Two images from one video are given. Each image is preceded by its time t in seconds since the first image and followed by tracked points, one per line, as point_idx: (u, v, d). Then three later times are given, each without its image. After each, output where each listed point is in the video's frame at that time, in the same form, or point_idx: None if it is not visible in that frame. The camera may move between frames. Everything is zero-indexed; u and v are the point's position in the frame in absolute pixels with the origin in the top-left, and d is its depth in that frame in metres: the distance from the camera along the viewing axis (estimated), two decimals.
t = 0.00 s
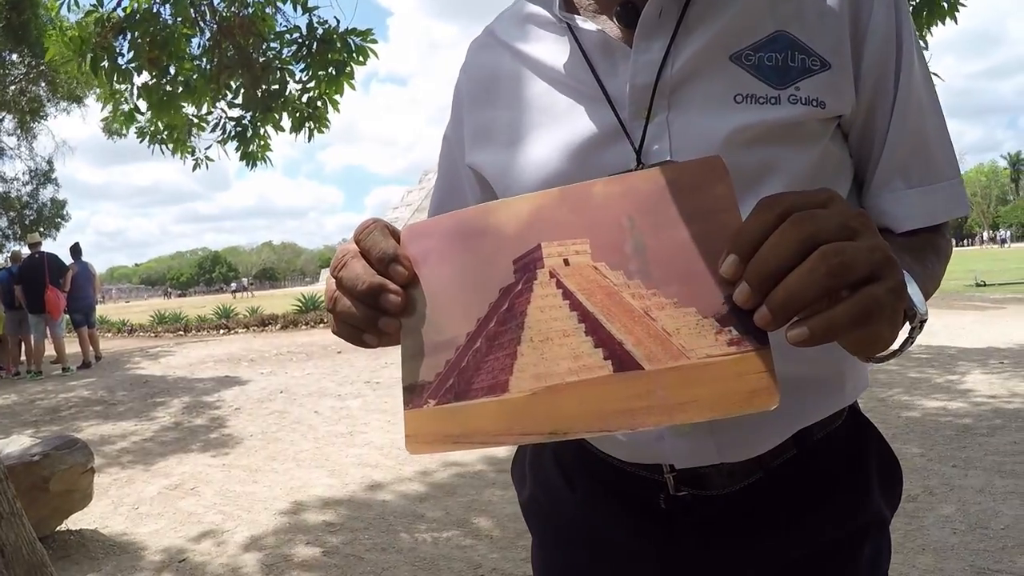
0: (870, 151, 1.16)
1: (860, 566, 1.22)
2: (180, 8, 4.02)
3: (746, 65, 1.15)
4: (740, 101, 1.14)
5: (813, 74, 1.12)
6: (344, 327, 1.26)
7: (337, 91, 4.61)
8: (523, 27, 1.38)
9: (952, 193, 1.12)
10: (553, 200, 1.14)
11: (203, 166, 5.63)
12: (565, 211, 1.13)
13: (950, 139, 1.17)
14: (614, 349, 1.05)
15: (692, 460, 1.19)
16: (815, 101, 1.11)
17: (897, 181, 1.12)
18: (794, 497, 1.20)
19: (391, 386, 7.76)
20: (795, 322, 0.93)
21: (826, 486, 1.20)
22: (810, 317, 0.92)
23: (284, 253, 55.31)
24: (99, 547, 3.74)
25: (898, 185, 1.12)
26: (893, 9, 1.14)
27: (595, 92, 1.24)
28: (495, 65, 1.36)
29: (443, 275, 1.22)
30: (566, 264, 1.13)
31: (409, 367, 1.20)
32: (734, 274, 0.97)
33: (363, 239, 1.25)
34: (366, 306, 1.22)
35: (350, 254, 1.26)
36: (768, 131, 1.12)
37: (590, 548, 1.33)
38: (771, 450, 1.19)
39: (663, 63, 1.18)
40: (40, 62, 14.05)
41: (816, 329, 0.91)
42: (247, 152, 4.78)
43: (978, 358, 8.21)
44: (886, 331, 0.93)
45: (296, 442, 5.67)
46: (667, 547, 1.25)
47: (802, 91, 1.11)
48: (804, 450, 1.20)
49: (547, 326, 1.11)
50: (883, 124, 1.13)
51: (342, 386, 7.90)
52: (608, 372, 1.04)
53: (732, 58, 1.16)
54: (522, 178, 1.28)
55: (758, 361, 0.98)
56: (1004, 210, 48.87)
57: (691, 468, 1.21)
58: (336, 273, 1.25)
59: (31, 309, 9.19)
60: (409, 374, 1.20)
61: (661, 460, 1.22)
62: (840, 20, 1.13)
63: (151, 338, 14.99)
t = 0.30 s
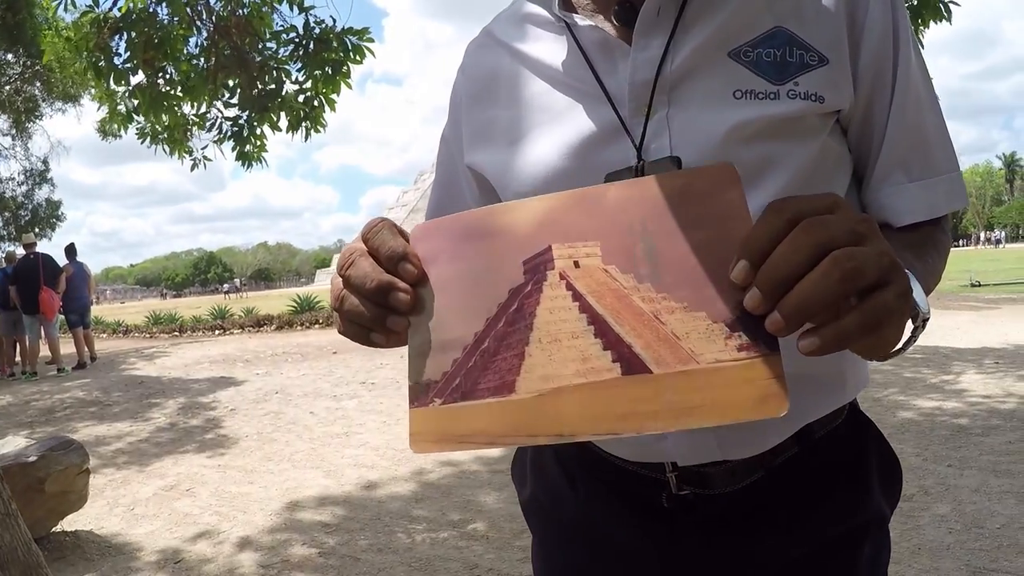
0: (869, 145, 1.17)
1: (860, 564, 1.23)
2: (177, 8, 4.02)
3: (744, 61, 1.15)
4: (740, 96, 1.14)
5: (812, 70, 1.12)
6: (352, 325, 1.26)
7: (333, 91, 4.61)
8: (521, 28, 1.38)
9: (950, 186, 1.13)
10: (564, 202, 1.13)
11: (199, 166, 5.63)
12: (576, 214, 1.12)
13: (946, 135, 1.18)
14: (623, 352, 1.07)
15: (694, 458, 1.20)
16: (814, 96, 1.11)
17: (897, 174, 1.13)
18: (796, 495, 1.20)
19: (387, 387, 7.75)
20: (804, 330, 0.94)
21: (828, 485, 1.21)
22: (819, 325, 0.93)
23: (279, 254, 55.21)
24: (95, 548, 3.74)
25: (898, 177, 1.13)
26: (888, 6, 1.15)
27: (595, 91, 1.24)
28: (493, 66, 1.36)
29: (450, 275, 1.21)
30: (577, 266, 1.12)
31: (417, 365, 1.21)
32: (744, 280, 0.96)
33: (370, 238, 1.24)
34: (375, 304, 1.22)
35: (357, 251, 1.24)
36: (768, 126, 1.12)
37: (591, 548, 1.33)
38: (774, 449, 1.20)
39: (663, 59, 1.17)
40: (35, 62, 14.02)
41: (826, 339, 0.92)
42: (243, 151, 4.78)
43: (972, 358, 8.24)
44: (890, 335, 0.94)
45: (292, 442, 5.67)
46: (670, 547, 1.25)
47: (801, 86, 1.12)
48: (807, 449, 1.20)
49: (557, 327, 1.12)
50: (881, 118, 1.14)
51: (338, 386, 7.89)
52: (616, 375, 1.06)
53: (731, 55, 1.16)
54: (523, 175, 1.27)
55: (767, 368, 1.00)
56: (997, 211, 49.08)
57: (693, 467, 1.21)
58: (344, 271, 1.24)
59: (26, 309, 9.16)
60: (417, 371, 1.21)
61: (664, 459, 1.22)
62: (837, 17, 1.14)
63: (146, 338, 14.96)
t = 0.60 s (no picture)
0: (864, 131, 1.12)
1: (858, 563, 1.23)
2: (175, 7, 4.02)
3: (733, 52, 1.11)
4: (731, 87, 1.10)
5: (801, 58, 1.09)
6: (373, 343, 1.18)
7: (331, 90, 4.60)
8: (516, 28, 1.35)
9: (943, 169, 1.09)
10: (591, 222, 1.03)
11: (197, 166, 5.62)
12: (605, 234, 1.02)
13: (942, 117, 1.13)
14: (645, 381, 0.98)
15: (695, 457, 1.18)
16: (806, 84, 1.08)
17: (890, 159, 1.08)
18: (795, 494, 1.20)
19: (384, 387, 7.75)
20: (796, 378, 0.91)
21: (826, 484, 1.21)
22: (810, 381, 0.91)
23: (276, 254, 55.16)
24: (92, 549, 3.72)
25: (891, 163, 1.08)
26: None
27: (586, 86, 1.21)
28: (488, 67, 1.34)
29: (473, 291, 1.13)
30: (603, 289, 1.02)
31: (438, 384, 1.14)
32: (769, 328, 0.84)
33: (396, 252, 1.16)
34: (400, 321, 1.14)
35: (382, 265, 1.16)
36: (759, 116, 1.08)
37: (590, 545, 1.32)
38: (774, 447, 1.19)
39: (652, 53, 1.14)
40: (32, 62, 14.00)
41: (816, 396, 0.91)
42: (241, 151, 4.78)
43: (970, 357, 8.26)
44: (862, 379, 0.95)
45: (289, 442, 5.66)
46: (669, 545, 1.25)
47: (792, 74, 1.08)
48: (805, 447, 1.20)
49: (578, 352, 1.03)
50: (874, 102, 1.09)
51: (335, 386, 7.89)
52: (637, 406, 0.97)
53: (720, 46, 1.12)
54: (518, 173, 1.23)
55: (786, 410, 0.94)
56: (993, 211, 49.24)
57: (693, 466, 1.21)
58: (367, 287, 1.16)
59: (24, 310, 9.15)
60: (437, 389, 1.14)
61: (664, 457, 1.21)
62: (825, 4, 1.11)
63: (143, 338, 14.95)
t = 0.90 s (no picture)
0: (847, 128, 1.10)
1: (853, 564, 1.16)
2: (173, 7, 4.02)
3: (716, 61, 1.10)
4: (715, 98, 1.09)
5: (783, 63, 1.07)
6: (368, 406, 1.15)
7: (329, 90, 4.61)
8: (501, 48, 1.35)
9: (932, 158, 1.05)
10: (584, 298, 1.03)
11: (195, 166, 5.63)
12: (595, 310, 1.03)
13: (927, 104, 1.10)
14: (628, 453, 0.96)
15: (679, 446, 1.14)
16: (787, 89, 1.06)
17: (873, 153, 1.05)
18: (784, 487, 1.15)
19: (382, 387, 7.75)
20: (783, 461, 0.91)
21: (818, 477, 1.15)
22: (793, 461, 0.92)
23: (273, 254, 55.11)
24: (90, 549, 3.72)
25: (874, 157, 1.05)
26: None
27: (573, 102, 1.20)
28: (476, 89, 1.34)
29: (470, 358, 1.11)
30: (593, 362, 1.02)
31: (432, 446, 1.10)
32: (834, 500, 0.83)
33: (394, 314, 1.15)
34: (395, 384, 1.11)
35: (379, 327, 1.14)
36: (744, 126, 1.07)
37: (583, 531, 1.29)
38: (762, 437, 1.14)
39: (635, 68, 1.13)
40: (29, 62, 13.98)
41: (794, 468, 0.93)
42: (240, 151, 4.78)
43: (968, 357, 8.28)
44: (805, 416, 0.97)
45: (287, 443, 5.65)
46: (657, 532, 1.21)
47: (774, 80, 1.06)
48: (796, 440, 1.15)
49: (569, 424, 1.02)
50: (855, 98, 1.07)
51: (333, 386, 7.88)
52: (619, 478, 0.95)
53: (702, 57, 1.10)
54: (508, 193, 1.22)
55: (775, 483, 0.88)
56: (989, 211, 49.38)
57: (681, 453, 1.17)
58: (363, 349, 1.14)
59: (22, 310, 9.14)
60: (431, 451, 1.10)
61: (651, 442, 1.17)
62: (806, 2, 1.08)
63: (141, 339, 14.93)
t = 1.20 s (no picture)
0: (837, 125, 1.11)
1: (845, 557, 1.17)
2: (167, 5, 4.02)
3: (705, 57, 1.11)
4: (704, 93, 1.10)
5: (774, 57, 1.07)
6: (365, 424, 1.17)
7: (325, 89, 4.60)
8: (496, 37, 1.36)
9: (931, 159, 1.05)
10: (582, 339, 1.04)
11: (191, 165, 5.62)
12: (592, 352, 1.03)
13: (927, 98, 1.10)
14: (616, 491, 0.98)
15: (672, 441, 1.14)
16: (778, 83, 1.06)
17: (864, 153, 1.06)
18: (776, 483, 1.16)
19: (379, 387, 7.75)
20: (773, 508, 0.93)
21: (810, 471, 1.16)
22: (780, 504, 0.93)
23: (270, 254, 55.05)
24: (86, 549, 3.71)
25: (865, 155, 1.06)
26: None
27: (563, 97, 1.21)
28: (469, 79, 1.35)
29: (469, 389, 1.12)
30: (589, 403, 1.03)
31: (423, 466, 1.12)
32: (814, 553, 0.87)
33: (395, 340, 1.17)
34: (392, 408, 1.13)
35: (379, 352, 1.16)
36: (736, 123, 1.07)
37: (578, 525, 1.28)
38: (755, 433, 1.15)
39: (625, 63, 1.13)
40: (25, 61, 13.93)
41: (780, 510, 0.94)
42: (236, 150, 4.77)
43: (964, 357, 8.29)
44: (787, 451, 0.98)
45: (283, 442, 5.65)
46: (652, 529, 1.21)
47: (764, 74, 1.07)
48: (789, 437, 1.16)
49: (560, 459, 1.04)
50: (844, 94, 1.07)
51: (329, 386, 7.88)
52: (607, 514, 0.98)
53: (691, 53, 1.11)
54: (494, 182, 1.23)
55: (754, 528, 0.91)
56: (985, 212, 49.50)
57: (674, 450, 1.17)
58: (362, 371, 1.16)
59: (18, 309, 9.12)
60: (423, 468, 1.12)
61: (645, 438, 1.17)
62: None
63: (137, 339, 14.90)
